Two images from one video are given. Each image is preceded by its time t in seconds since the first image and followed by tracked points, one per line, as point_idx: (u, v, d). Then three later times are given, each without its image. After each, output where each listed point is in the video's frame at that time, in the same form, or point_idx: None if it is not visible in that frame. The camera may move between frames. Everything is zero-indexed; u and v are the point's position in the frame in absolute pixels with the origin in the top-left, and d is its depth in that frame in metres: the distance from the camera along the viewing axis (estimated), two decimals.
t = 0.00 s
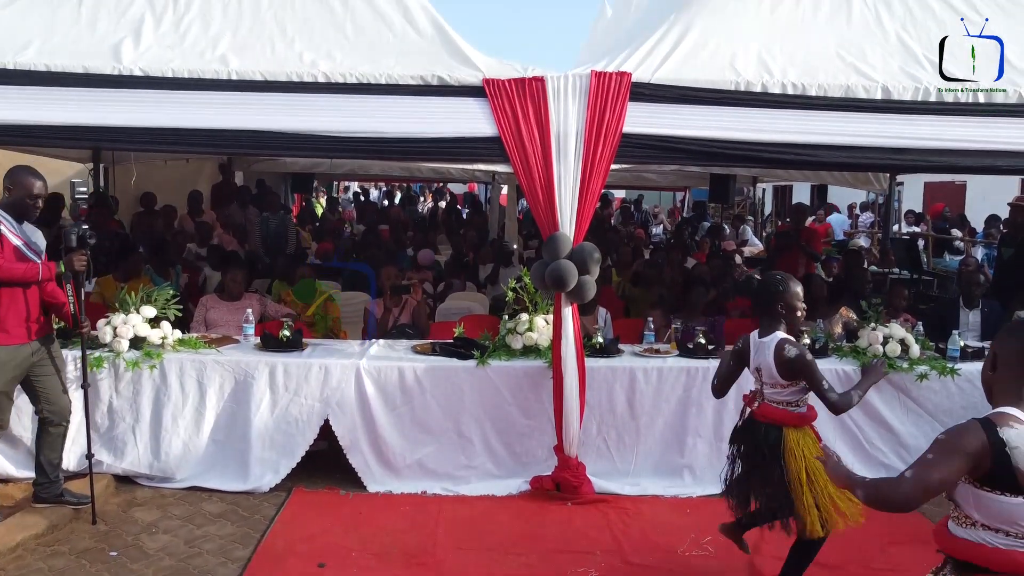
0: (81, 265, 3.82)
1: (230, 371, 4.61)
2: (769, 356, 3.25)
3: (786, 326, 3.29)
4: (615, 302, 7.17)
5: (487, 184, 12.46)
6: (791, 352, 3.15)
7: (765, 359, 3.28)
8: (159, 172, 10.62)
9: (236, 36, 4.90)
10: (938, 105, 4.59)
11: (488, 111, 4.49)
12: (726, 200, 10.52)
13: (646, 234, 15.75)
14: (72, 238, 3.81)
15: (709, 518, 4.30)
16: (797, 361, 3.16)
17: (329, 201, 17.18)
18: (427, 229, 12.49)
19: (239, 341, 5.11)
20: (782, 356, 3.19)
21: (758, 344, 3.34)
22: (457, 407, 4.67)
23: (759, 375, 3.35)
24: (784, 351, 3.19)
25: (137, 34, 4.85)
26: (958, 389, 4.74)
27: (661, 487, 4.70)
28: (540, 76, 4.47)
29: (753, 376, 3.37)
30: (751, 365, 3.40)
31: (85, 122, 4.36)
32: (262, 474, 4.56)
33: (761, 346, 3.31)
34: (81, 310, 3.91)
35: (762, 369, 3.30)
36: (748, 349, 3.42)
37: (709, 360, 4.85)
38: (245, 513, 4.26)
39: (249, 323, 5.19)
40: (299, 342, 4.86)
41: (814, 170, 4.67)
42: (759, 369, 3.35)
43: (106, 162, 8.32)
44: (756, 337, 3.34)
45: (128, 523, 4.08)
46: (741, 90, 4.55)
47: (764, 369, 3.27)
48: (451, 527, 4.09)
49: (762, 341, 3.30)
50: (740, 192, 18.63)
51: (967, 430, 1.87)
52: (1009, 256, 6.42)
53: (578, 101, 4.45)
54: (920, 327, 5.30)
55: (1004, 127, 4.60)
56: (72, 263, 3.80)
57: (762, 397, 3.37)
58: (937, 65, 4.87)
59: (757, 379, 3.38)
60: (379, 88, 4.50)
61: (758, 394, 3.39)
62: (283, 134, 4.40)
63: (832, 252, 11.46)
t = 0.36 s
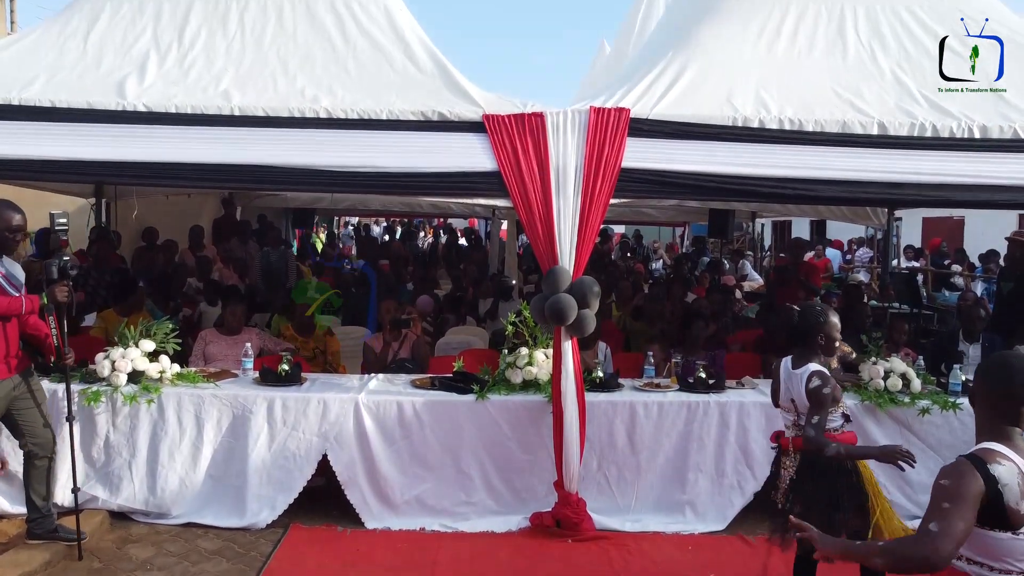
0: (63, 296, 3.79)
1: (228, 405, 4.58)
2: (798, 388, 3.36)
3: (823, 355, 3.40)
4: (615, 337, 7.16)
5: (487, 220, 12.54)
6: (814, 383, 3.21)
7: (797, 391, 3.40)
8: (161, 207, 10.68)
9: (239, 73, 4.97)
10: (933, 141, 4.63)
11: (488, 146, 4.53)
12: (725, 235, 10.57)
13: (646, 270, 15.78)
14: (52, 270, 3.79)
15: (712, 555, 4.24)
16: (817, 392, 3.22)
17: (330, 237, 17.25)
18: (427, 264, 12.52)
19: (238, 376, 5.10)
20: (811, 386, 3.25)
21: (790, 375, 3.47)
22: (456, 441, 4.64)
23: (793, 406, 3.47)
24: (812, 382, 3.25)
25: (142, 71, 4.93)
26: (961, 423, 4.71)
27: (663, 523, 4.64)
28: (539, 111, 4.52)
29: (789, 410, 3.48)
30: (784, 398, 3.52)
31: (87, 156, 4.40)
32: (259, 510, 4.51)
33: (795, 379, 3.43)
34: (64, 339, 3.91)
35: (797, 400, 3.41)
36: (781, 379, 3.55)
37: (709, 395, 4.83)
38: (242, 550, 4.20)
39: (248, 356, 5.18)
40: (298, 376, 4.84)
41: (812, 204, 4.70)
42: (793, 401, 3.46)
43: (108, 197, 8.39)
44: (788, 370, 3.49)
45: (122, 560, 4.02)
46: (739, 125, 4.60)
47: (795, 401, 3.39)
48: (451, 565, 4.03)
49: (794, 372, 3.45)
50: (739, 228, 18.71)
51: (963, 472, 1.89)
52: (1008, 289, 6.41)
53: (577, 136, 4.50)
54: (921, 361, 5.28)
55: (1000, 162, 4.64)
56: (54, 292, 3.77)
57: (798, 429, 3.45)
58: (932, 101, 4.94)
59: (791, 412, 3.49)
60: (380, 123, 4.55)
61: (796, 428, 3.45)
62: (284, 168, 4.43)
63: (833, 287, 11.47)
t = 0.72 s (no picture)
0: (45, 313, 3.95)
1: (226, 438, 4.55)
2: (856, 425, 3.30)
3: (861, 392, 3.41)
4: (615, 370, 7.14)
5: (487, 252, 12.58)
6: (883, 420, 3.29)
7: (848, 431, 3.38)
8: (162, 240, 10.72)
9: (242, 108, 5.03)
10: (930, 174, 4.66)
11: (488, 180, 4.57)
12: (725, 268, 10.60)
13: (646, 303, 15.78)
14: (36, 288, 3.94)
15: None
16: (886, 428, 3.31)
17: (331, 270, 17.28)
18: (427, 297, 12.52)
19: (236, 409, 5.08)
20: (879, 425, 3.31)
21: (835, 416, 3.42)
22: (456, 475, 4.60)
23: (837, 448, 3.44)
24: (872, 420, 3.33)
25: (146, 106, 5.00)
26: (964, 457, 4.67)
27: (665, 559, 4.58)
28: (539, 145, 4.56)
29: (833, 452, 3.45)
30: (827, 442, 3.47)
31: (90, 189, 4.43)
32: (255, 545, 4.46)
33: (841, 419, 3.40)
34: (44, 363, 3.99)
35: (845, 441, 3.39)
36: (823, 421, 3.47)
37: (710, 428, 4.80)
38: None
39: (248, 389, 5.16)
40: (297, 409, 4.81)
41: (810, 236, 4.72)
42: (837, 442, 3.44)
43: (109, 230, 8.43)
44: (835, 411, 3.43)
45: None
46: (737, 158, 4.64)
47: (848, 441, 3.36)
48: None
49: (840, 413, 3.41)
50: (739, 261, 18.75)
51: (915, 494, 1.96)
52: (1008, 322, 6.40)
53: (577, 169, 4.53)
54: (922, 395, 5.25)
55: (996, 195, 4.66)
56: (37, 311, 3.93)
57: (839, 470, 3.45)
58: (928, 134, 4.99)
59: (833, 454, 3.47)
60: (381, 157, 4.59)
61: (837, 469, 3.46)
62: (285, 201, 4.46)
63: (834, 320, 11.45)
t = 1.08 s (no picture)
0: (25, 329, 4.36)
1: (224, 464, 4.53)
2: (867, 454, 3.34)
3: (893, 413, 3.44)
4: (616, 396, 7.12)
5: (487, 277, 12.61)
6: (899, 443, 3.35)
7: (873, 452, 3.51)
8: (162, 264, 10.74)
9: (244, 134, 5.08)
10: (928, 201, 4.69)
11: (488, 206, 4.59)
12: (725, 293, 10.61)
13: (646, 327, 15.80)
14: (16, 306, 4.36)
15: None
16: (903, 451, 3.35)
17: (330, 294, 17.27)
18: (428, 322, 12.52)
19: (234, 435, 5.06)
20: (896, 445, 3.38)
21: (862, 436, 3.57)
22: (455, 502, 4.56)
23: (865, 469, 3.58)
24: (893, 441, 3.39)
25: (148, 133, 5.04)
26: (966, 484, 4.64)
27: None
28: (539, 172, 4.59)
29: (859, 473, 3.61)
30: (854, 462, 3.62)
31: (92, 215, 4.45)
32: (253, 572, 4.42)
33: (867, 440, 3.53)
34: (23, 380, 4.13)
35: (869, 462, 3.54)
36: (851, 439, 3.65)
37: (711, 454, 4.78)
38: None
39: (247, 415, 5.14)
40: (296, 436, 4.78)
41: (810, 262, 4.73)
42: (866, 463, 3.57)
43: (110, 255, 8.45)
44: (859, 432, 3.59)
45: None
46: (736, 185, 4.67)
47: (874, 464, 3.49)
48: None
49: (865, 434, 3.53)
50: (739, 285, 18.78)
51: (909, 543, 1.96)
52: (1009, 347, 6.39)
53: (576, 196, 4.56)
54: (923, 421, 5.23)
55: (995, 221, 4.68)
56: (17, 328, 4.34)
57: (870, 494, 3.58)
58: (925, 161, 5.03)
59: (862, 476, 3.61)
60: (382, 184, 4.62)
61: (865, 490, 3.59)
62: (286, 228, 4.48)
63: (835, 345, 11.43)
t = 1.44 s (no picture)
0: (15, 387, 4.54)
1: (224, 523, 4.53)
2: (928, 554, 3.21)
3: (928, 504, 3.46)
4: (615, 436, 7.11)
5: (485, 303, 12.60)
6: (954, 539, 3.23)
7: (922, 549, 3.41)
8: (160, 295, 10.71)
9: (243, 188, 5.09)
10: (926, 255, 4.71)
11: (488, 264, 4.61)
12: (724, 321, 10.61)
13: (644, 347, 15.80)
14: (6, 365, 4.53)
15: None
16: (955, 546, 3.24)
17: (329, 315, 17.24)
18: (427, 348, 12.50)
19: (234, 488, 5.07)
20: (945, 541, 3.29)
21: (905, 533, 3.46)
22: (455, 560, 4.55)
23: (908, 566, 3.46)
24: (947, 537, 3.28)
25: (147, 187, 5.05)
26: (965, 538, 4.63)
27: None
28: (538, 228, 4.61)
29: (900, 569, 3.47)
30: (896, 560, 3.48)
31: (92, 276, 4.46)
32: None
33: (914, 535, 3.44)
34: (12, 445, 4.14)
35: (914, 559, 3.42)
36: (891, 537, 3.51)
37: (711, 508, 4.78)
38: None
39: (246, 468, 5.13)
40: (295, 491, 4.78)
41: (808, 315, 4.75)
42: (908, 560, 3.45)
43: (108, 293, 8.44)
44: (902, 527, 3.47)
45: None
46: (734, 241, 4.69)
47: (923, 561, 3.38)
48: None
49: (911, 531, 3.45)
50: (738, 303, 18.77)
51: None
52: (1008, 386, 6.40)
53: (575, 253, 4.58)
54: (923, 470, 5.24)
55: (991, 275, 4.71)
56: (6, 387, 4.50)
57: None
58: (922, 212, 5.05)
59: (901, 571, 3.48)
60: (381, 241, 4.64)
61: None
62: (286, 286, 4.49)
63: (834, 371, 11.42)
